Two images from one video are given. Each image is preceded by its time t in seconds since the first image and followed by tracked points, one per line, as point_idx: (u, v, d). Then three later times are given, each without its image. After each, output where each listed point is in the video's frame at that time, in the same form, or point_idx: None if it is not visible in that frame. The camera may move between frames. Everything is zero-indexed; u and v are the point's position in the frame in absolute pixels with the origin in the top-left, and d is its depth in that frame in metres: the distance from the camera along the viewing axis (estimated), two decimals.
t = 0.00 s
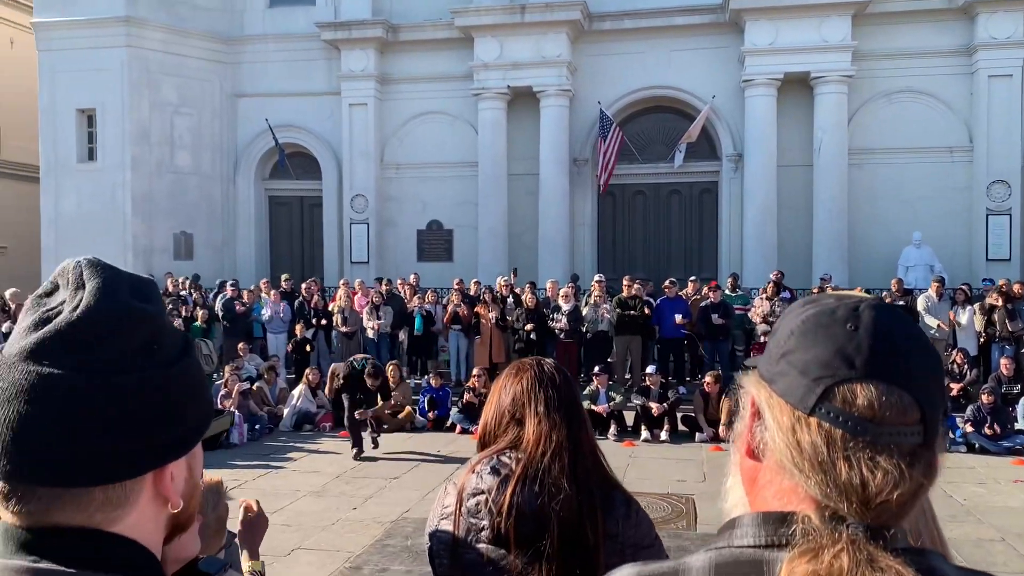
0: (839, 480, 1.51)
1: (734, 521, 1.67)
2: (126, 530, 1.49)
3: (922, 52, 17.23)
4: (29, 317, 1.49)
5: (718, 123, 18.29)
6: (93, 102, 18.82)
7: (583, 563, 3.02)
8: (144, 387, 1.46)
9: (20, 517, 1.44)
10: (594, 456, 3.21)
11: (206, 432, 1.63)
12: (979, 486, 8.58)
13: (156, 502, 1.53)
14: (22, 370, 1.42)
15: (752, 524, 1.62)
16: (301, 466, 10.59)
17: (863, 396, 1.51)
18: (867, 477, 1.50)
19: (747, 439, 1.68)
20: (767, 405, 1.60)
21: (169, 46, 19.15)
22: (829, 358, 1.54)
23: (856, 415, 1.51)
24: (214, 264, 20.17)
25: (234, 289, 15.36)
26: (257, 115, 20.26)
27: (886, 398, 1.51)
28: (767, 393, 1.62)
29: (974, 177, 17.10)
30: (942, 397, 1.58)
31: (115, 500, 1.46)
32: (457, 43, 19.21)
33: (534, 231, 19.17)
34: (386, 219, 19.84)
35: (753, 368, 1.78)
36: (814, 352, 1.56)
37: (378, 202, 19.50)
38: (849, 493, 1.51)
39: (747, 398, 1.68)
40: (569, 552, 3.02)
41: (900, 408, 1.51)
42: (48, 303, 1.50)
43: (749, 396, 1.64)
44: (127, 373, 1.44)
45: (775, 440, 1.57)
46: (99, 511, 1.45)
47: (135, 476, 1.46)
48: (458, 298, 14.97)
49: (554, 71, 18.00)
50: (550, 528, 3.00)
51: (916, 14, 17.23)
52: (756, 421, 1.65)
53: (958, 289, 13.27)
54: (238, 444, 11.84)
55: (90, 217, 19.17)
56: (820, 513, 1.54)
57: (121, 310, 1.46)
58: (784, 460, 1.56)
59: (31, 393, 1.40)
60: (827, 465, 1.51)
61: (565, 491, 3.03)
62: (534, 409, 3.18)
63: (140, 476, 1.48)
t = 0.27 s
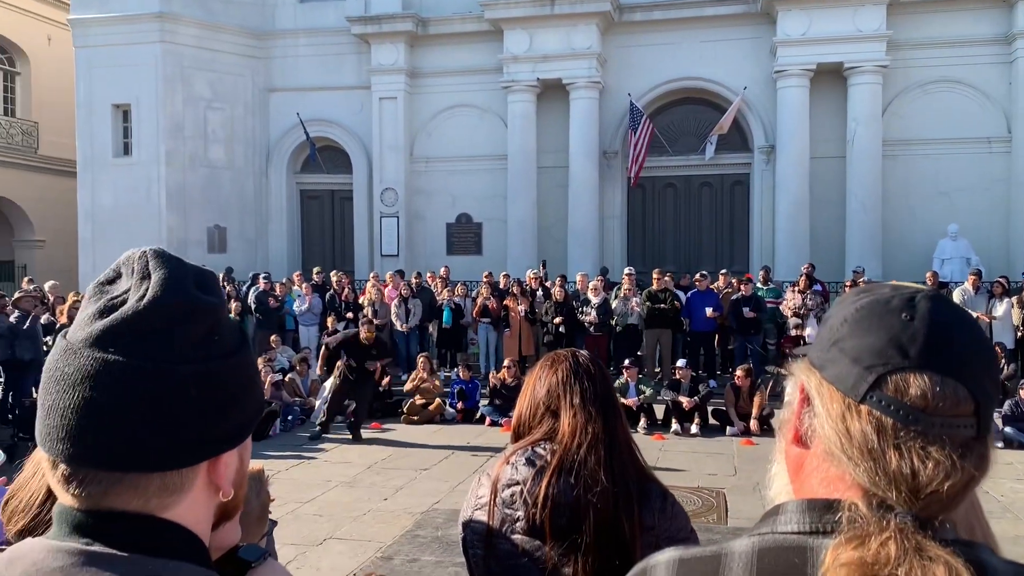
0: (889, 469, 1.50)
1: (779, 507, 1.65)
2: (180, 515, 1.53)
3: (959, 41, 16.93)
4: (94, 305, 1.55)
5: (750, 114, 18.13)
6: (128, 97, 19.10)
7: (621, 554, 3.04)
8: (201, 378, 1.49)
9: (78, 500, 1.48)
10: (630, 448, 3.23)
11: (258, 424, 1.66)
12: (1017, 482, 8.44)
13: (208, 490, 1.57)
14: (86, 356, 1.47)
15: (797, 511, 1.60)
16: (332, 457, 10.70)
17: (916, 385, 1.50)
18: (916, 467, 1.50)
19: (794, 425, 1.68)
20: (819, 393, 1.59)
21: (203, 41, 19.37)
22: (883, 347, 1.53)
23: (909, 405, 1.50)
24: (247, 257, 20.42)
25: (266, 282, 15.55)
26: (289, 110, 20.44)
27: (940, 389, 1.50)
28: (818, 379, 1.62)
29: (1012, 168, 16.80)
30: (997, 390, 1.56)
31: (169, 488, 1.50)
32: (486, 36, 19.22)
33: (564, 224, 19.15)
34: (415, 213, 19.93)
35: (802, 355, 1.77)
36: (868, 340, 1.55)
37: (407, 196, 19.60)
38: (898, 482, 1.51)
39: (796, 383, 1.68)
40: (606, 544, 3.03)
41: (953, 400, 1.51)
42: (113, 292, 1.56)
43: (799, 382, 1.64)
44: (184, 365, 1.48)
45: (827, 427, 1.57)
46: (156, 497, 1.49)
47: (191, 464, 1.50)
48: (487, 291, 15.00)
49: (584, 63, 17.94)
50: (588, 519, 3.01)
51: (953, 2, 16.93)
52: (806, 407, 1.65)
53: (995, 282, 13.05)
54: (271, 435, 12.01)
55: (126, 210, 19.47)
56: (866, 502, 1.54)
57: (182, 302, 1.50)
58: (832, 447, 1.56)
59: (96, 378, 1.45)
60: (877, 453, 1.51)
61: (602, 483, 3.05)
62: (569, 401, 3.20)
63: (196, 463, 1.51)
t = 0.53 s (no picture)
0: (917, 467, 1.48)
1: (801, 507, 1.63)
2: (222, 511, 1.56)
3: (988, 36, 16.70)
4: (144, 300, 1.60)
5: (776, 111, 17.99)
6: (156, 98, 19.31)
7: (649, 553, 3.05)
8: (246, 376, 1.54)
9: (125, 492, 1.52)
10: (659, 446, 3.23)
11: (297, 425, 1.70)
12: None
13: (250, 486, 1.60)
14: (137, 351, 1.52)
15: (819, 510, 1.59)
16: (357, 454, 10.76)
17: (934, 379, 1.49)
18: (944, 462, 1.48)
19: (809, 428, 1.66)
20: (833, 394, 1.58)
21: (229, 42, 19.55)
22: (895, 343, 1.53)
23: (928, 400, 1.49)
24: (273, 256, 20.59)
25: (292, 280, 15.68)
26: (314, 109, 20.58)
27: (957, 381, 1.49)
28: (830, 380, 1.60)
29: None
30: (1008, 377, 1.56)
31: (214, 483, 1.53)
32: (509, 35, 19.24)
33: (587, 222, 19.12)
34: (439, 211, 19.99)
35: (806, 354, 1.76)
36: (880, 337, 1.54)
37: (431, 195, 19.67)
38: (927, 480, 1.49)
39: (810, 385, 1.66)
40: (635, 543, 3.04)
41: (973, 390, 1.50)
42: (164, 288, 1.61)
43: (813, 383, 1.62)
44: (230, 363, 1.53)
45: (845, 428, 1.55)
46: (200, 492, 1.53)
47: (236, 461, 1.54)
48: (511, 289, 15.01)
49: (608, 61, 17.90)
50: (616, 518, 3.02)
51: None
52: (820, 409, 1.63)
53: None
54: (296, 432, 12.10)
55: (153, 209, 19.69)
56: (895, 502, 1.52)
57: (233, 300, 1.55)
58: (854, 447, 1.54)
59: (145, 372, 1.50)
60: (903, 451, 1.49)
61: (631, 482, 3.06)
62: (598, 399, 3.20)
63: (240, 461, 1.55)
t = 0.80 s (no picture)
0: (913, 494, 1.54)
1: (798, 542, 1.66)
2: (248, 527, 1.57)
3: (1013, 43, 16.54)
4: (176, 316, 1.63)
5: (798, 119, 17.90)
6: (180, 108, 19.53)
7: (674, 569, 2.99)
8: (274, 393, 1.56)
9: (156, 507, 1.54)
10: (682, 459, 3.21)
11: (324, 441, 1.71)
12: None
13: (279, 501, 1.61)
14: (170, 367, 1.55)
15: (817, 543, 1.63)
16: (377, 463, 10.79)
17: (918, 403, 1.56)
18: (937, 485, 1.54)
19: (796, 461, 1.72)
20: (817, 427, 1.64)
21: (252, 53, 19.75)
22: (874, 368, 1.59)
23: (914, 424, 1.56)
24: (295, 264, 20.72)
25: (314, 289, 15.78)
26: (336, 119, 20.74)
27: (937, 400, 1.56)
28: (811, 412, 1.67)
29: None
30: (984, 389, 1.64)
31: (243, 498, 1.55)
32: (530, 45, 19.30)
33: (608, 230, 19.08)
34: (459, 220, 20.04)
35: (784, 385, 1.83)
36: (858, 365, 1.61)
37: (451, 204, 19.73)
38: (924, 506, 1.54)
39: (792, 419, 1.72)
40: (658, 559, 3.00)
41: (955, 407, 1.57)
42: (196, 303, 1.63)
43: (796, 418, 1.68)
44: (260, 379, 1.55)
45: (834, 461, 1.60)
46: (228, 506, 1.54)
47: (263, 477, 1.56)
48: (531, 298, 15.01)
49: (629, 70, 17.90)
50: (638, 533, 3.00)
51: (1007, 4, 16.55)
52: (805, 442, 1.69)
53: None
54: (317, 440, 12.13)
55: (177, 218, 19.88)
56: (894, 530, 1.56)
57: (263, 316, 1.57)
58: (845, 479, 1.59)
59: (176, 387, 1.53)
60: (897, 480, 1.54)
61: (653, 496, 3.03)
62: (620, 412, 3.20)
63: (267, 477, 1.56)
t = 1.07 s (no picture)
0: (904, 520, 1.63)
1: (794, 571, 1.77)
2: (264, 541, 1.57)
3: None
4: (196, 332, 1.64)
5: (814, 138, 17.87)
6: (199, 127, 19.72)
7: None
8: (290, 409, 1.57)
9: (173, 522, 1.55)
10: (693, 480, 3.20)
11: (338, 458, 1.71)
12: None
13: (293, 517, 1.61)
14: (188, 383, 1.55)
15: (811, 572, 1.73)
16: (392, 482, 10.76)
17: (902, 428, 1.66)
18: (924, 509, 1.64)
19: (785, 490, 1.81)
20: (804, 458, 1.73)
21: (271, 72, 19.95)
22: (856, 396, 1.69)
23: (899, 449, 1.65)
24: (311, 281, 20.80)
25: (329, 306, 15.83)
26: (352, 138, 20.88)
27: (916, 424, 1.66)
28: (795, 444, 1.76)
29: None
30: (961, 406, 1.74)
31: (260, 513, 1.55)
32: (546, 64, 19.40)
33: (623, 248, 19.06)
34: (475, 237, 20.08)
35: (764, 416, 1.92)
36: (840, 395, 1.69)
37: (467, 221, 19.79)
38: (914, 532, 1.64)
39: (779, 450, 1.81)
40: None
41: (934, 430, 1.67)
42: (214, 320, 1.64)
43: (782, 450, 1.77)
44: (276, 397, 1.56)
45: (825, 493, 1.70)
46: (246, 521, 1.54)
47: (280, 492, 1.56)
48: (546, 316, 14.99)
49: (644, 88, 17.94)
50: (651, 553, 2.96)
51: None
52: (792, 473, 1.78)
53: None
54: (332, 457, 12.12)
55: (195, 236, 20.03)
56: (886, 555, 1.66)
57: (282, 335, 1.58)
58: (836, 508, 1.68)
59: (195, 402, 1.54)
60: (888, 507, 1.64)
61: (665, 516, 3.02)
62: (631, 432, 3.18)
63: (283, 492, 1.57)
